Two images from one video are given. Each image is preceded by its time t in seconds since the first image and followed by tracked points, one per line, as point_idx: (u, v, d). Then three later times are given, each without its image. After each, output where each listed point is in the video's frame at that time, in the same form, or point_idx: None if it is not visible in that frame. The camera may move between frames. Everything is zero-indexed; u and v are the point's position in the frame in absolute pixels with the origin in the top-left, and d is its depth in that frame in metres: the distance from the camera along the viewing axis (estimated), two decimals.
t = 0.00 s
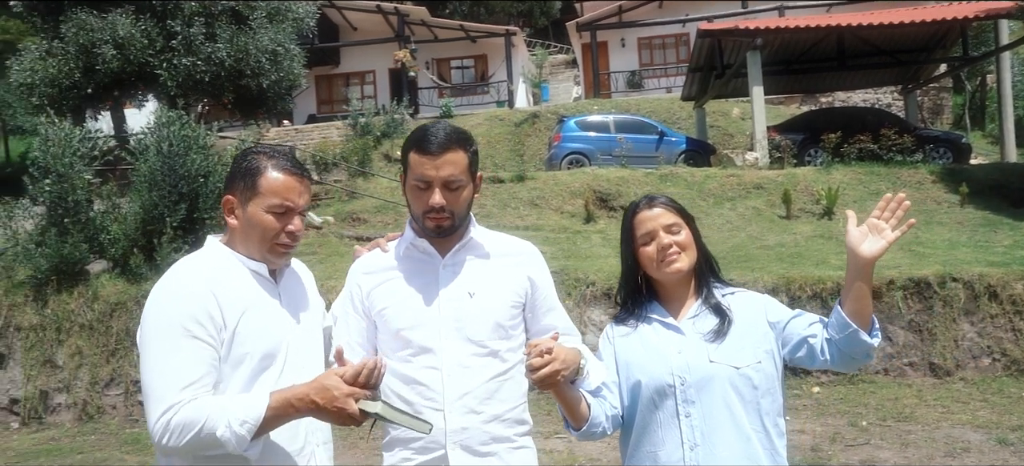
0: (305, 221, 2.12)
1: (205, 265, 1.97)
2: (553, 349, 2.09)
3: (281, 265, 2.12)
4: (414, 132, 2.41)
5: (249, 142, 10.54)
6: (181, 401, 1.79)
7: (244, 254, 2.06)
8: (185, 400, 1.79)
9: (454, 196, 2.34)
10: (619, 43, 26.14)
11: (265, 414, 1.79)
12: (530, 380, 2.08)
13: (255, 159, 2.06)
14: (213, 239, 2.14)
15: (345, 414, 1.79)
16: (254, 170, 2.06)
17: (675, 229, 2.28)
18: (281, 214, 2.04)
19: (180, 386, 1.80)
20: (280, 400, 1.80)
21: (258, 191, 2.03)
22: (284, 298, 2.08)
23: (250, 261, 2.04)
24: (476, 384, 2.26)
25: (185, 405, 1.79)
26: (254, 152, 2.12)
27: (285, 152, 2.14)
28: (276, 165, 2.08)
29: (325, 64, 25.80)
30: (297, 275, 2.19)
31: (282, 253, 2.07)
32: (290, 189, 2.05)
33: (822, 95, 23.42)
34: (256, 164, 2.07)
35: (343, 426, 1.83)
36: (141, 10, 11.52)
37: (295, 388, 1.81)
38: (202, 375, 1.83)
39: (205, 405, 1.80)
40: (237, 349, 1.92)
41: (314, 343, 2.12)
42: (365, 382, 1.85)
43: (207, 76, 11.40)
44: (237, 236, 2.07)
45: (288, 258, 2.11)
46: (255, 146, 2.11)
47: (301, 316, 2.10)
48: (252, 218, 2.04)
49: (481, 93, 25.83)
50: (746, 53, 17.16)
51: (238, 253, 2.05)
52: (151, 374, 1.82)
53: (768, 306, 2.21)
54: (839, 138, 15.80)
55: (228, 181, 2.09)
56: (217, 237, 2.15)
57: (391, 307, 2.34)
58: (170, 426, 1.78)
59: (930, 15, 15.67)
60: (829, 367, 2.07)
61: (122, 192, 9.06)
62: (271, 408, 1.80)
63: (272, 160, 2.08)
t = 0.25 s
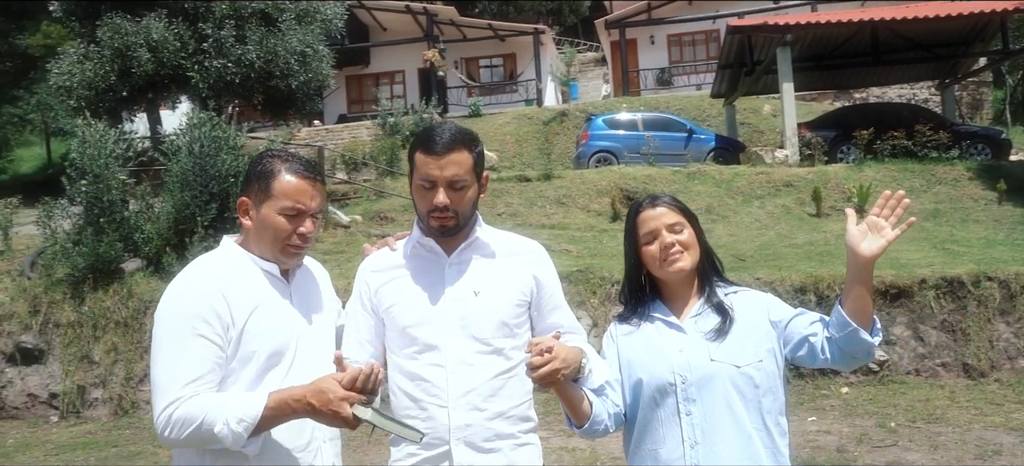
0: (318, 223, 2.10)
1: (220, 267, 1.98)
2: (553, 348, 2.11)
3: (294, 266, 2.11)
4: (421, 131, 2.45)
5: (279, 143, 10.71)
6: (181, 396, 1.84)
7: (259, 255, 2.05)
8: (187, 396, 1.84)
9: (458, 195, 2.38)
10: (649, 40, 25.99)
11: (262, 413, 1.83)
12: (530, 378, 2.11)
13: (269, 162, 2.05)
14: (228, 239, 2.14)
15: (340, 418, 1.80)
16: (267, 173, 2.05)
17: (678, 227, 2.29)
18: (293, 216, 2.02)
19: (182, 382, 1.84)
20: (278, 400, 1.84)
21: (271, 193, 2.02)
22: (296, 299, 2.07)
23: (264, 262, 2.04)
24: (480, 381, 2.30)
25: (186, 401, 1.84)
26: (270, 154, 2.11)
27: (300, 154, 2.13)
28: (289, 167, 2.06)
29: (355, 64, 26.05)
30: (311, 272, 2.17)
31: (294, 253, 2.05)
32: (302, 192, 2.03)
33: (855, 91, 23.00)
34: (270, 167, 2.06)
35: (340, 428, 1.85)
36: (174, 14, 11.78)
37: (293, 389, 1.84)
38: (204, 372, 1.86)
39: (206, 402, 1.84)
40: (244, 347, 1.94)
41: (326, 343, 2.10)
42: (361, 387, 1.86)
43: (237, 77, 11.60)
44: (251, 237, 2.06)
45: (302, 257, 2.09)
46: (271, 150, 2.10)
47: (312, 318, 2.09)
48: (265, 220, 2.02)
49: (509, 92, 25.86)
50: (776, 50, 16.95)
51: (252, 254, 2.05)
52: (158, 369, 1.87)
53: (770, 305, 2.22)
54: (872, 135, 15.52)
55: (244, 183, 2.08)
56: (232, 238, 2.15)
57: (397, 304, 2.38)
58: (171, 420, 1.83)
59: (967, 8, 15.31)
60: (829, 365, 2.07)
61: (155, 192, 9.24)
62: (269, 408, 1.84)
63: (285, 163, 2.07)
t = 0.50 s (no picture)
0: (324, 224, 2.15)
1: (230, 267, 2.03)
2: (552, 348, 2.15)
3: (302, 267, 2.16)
4: (429, 132, 2.48)
5: (308, 144, 10.88)
6: (187, 391, 1.90)
7: (267, 255, 2.10)
8: (193, 391, 1.91)
9: (463, 196, 2.42)
10: (678, 37, 25.80)
11: (263, 411, 1.89)
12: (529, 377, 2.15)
13: (278, 165, 2.11)
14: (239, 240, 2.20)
15: (335, 418, 1.89)
16: (275, 175, 2.10)
17: (680, 227, 2.31)
18: (301, 218, 2.07)
19: (189, 377, 1.91)
20: (279, 398, 1.90)
21: (278, 195, 2.07)
22: (305, 299, 2.12)
23: (273, 262, 2.09)
24: (484, 379, 2.33)
25: (191, 396, 1.90)
26: (279, 158, 2.17)
27: (307, 157, 2.18)
28: (296, 170, 2.11)
29: (385, 64, 26.27)
30: (320, 272, 2.21)
31: (301, 254, 2.10)
32: (310, 194, 2.09)
33: (890, 86, 22.57)
34: (278, 170, 2.12)
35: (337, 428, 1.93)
36: (205, 18, 12.03)
37: (293, 388, 1.91)
38: (209, 369, 1.93)
39: (211, 398, 1.90)
40: (251, 345, 1.99)
41: (333, 341, 2.14)
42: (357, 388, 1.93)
43: (267, 79, 11.80)
44: (260, 238, 2.12)
45: (309, 258, 2.13)
46: (280, 152, 2.16)
47: (320, 316, 2.13)
48: (273, 222, 2.08)
49: (538, 91, 25.88)
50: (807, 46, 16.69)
51: (262, 254, 2.10)
52: (167, 364, 1.94)
53: (771, 304, 2.24)
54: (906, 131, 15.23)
55: (254, 185, 2.14)
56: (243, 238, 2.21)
57: (404, 302, 2.42)
58: (177, 413, 1.90)
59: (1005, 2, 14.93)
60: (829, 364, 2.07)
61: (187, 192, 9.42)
62: (269, 406, 1.90)
63: (293, 166, 2.12)
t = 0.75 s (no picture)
0: (327, 225, 2.21)
1: (234, 269, 2.09)
2: (551, 349, 2.18)
3: (305, 267, 2.21)
4: (435, 135, 2.52)
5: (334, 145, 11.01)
6: (193, 389, 1.97)
7: (272, 256, 2.16)
8: (198, 390, 1.97)
9: (468, 198, 2.46)
10: (705, 35, 25.59)
11: (266, 409, 1.95)
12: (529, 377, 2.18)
13: (281, 168, 2.16)
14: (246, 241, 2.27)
15: (336, 417, 1.95)
16: (279, 178, 2.16)
17: (680, 229, 2.32)
18: (303, 219, 2.13)
19: (195, 376, 1.97)
20: (283, 397, 1.96)
21: (282, 198, 2.13)
22: (308, 298, 2.18)
23: (277, 263, 2.15)
24: (487, 378, 2.37)
25: (196, 394, 1.97)
26: (283, 160, 2.23)
27: (311, 160, 2.23)
28: (299, 172, 2.17)
29: (411, 64, 26.44)
30: (325, 272, 2.27)
31: (305, 254, 2.16)
32: (311, 195, 2.14)
33: (922, 82, 22.17)
34: (282, 172, 2.17)
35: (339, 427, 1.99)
36: (232, 21, 12.23)
37: (297, 388, 1.97)
38: (214, 367, 1.99)
39: (217, 396, 1.97)
40: (255, 344, 2.06)
41: (338, 340, 2.20)
42: (358, 388, 1.99)
43: (292, 81, 11.97)
44: (265, 240, 2.18)
45: (313, 258, 2.19)
46: (284, 156, 2.22)
47: (324, 314, 2.19)
48: (277, 223, 2.14)
49: (563, 90, 25.84)
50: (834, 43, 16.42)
51: (267, 255, 2.16)
52: (175, 362, 2.01)
53: (770, 305, 2.26)
54: (937, 128, 14.97)
55: (258, 187, 2.20)
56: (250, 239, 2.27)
57: (408, 303, 2.46)
58: (184, 410, 1.97)
59: None
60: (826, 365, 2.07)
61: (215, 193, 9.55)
62: (273, 405, 1.96)
63: (296, 168, 2.18)
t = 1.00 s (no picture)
0: (333, 227, 2.26)
1: (241, 271, 2.15)
2: (553, 351, 2.21)
3: (312, 268, 2.27)
4: (444, 140, 2.57)
5: (362, 144, 11.16)
6: (203, 388, 2.04)
7: (279, 258, 2.22)
8: (207, 389, 2.04)
9: (474, 200, 2.50)
10: (736, 31, 25.32)
11: (274, 408, 2.02)
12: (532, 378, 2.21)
13: (287, 171, 2.23)
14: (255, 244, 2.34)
15: (342, 415, 2.01)
16: (284, 181, 2.22)
17: (683, 232, 2.34)
18: (308, 221, 2.19)
19: (204, 375, 2.04)
20: (290, 397, 2.02)
21: (287, 200, 2.20)
22: (315, 299, 2.24)
23: (284, 265, 2.21)
24: (493, 378, 2.41)
25: (206, 392, 2.04)
26: (289, 164, 2.30)
27: (317, 164, 2.30)
28: (304, 175, 2.23)
29: (440, 64, 26.58)
30: (332, 273, 2.33)
31: (310, 255, 2.22)
32: (315, 198, 2.20)
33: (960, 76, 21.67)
34: (288, 176, 2.24)
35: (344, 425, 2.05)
36: (262, 24, 12.43)
37: (304, 388, 2.03)
38: (222, 366, 2.05)
39: (225, 395, 2.04)
40: (263, 344, 2.12)
41: (344, 339, 2.26)
42: (363, 388, 2.04)
43: (321, 82, 12.16)
44: (272, 242, 2.24)
45: (318, 260, 2.25)
46: (290, 160, 2.29)
47: (330, 313, 2.25)
48: (282, 225, 2.20)
49: (593, 88, 25.92)
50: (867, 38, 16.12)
51: (273, 257, 2.22)
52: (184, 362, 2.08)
53: (772, 308, 2.28)
54: (974, 123, 14.65)
55: (266, 190, 2.27)
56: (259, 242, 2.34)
57: (415, 303, 2.50)
58: (194, 408, 2.04)
59: None
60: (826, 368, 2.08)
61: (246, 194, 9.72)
62: (280, 404, 2.02)
63: (301, 171, 2.24)
